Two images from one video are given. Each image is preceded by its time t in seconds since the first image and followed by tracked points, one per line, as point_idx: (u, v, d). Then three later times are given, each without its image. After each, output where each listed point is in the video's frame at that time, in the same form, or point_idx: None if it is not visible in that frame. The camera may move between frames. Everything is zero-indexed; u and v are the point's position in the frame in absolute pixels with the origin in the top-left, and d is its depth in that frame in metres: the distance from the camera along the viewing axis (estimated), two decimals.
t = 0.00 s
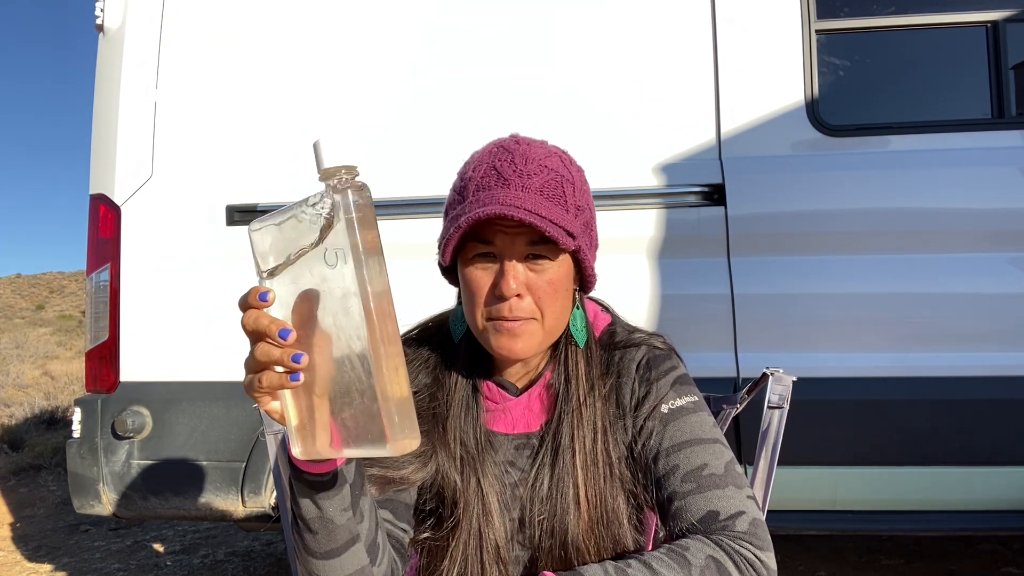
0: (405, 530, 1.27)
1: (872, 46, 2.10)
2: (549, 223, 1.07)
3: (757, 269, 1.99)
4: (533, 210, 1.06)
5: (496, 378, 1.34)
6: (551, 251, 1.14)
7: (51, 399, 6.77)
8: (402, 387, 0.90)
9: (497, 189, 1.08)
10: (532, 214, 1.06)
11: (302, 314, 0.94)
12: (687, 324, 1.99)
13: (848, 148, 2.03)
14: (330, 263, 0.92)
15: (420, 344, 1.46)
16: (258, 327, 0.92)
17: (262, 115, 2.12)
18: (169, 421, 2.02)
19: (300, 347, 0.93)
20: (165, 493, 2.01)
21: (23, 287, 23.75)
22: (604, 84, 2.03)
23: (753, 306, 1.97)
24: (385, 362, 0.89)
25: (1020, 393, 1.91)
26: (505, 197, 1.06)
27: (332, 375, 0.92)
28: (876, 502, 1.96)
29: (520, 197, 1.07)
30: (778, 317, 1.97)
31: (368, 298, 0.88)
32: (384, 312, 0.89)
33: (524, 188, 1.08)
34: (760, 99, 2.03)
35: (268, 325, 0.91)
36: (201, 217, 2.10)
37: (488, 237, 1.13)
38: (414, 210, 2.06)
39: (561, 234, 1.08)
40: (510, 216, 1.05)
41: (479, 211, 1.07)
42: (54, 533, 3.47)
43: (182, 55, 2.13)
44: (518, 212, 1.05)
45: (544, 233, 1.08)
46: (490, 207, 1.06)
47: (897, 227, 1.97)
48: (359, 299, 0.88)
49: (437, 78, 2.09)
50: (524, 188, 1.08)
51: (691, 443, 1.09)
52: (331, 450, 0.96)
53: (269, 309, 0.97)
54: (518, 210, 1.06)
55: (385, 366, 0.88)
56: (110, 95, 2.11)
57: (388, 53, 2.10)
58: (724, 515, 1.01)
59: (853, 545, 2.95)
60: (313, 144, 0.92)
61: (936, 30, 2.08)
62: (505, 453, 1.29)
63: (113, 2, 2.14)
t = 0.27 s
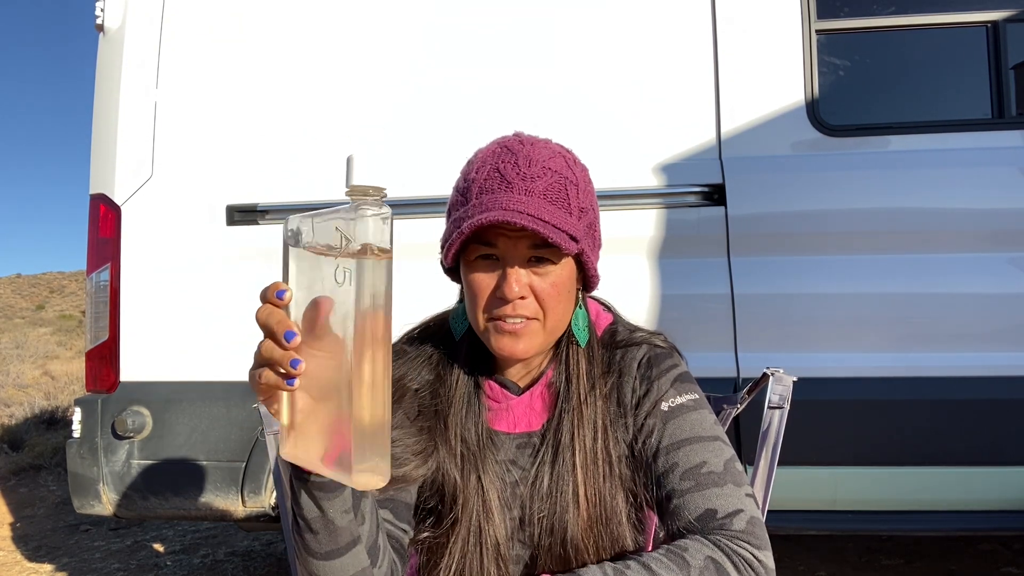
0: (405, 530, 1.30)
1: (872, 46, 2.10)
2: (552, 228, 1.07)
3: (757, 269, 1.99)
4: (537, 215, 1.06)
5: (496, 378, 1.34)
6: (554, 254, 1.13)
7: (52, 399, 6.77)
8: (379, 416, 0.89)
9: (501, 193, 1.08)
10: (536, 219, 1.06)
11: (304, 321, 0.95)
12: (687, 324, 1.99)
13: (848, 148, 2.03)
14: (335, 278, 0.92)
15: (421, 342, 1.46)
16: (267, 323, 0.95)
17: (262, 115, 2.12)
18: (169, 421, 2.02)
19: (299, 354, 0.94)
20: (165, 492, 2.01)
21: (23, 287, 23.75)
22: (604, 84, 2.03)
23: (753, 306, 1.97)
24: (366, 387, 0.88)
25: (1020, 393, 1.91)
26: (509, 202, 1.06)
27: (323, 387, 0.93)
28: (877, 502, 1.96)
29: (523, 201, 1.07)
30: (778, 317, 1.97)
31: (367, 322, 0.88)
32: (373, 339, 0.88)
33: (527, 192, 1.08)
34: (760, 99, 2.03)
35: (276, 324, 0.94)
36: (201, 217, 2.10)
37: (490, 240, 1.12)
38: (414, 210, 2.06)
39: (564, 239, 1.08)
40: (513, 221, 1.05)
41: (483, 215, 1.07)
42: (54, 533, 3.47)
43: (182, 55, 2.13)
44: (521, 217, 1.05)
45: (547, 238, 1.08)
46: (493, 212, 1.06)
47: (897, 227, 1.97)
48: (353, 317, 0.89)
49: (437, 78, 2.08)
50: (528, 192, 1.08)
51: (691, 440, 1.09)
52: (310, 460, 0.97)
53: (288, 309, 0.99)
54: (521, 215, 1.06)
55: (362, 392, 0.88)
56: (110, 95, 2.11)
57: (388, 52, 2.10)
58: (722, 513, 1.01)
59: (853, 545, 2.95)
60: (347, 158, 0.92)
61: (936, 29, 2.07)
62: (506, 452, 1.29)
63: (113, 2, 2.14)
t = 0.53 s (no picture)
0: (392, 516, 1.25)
1: (873, 45, 2.10)
2: (566, 222, 1.07)
3: (757, 268, 1.99)
4: (551, 209, 1.06)
5: (509, 370, 1.35)
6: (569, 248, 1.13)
7: (51, 399, 6.77)
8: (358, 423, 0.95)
9: (516, 187, 1.08)
10: (551, 213, 1.06)
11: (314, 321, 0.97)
12: (687, 324, 1.99)
13: (848, 148, 2.03)
14: (345, 295, 0.96)
15: (432, 333, 1.46)
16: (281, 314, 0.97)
17: (262, 114, 2.12)
18: (169, 421, 2.02)
19: (302, 349, 0.96)
20: (165, 493, 2.01)
21: (22, 287, 23.74)
22: (605, 84, 2.03)
23: (753, 306, 1.98)
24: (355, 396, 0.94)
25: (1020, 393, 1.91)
26: (524, 196, 1.06)
27: (315, 385, 0.96)
28: (877, 501, 1.96)
29: (539, 196, 1.06)
30: (778, 317, 1.97)
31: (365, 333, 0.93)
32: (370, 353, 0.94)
33: (543, 186, 1.08)
34: (760, 99, 2.03)
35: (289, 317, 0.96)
36: (201, 217, 2.10)
37: (506, 234, 1.12)
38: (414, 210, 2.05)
39: (579, 234, 1.08)
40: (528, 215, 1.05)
41: (498, 208, 1.07)
42: (54, 533, 3.47)
43: (182, 55, 2.13)
44: (536, 211, 1.05)
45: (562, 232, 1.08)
46: (508, 206, 1.06)
47: (898, 226, 1.97)
48: (355, 324, 0.93)
49: (437, 78, 2.08)
50: (544, 187, 1.07)
51: (695, 436, 1.09)
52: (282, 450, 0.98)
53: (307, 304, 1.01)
54: (536, 209, 1.06)
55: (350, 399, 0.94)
56: (110, 95, 2.11)
57: (388, 52, 2.10)
58: (721, 509, 1.01)
59: (853, 545, 2.95)
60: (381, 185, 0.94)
61: (936, 29, 2.07)
62: (515, 441, 1.28)
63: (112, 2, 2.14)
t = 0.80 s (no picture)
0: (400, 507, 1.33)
1: (873, 45, 2.10)
2: (557, 219, 1.07)
3: (757, 268, 1.99)
4: (542, 206, 1.06)
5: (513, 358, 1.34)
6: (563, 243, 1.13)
7: (51, 399, 6.77)
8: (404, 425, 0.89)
9: (510, 185, 1.08)
10: (541, 211, 1.06)
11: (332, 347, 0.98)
12: (687, 324, 1.99)
13: (848, 148, 2.03)
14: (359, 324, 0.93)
15: (441, 327, 1.47)
16: (291, 351, 1.01)
17: (262, 114, 2.12)
18: (170, 421, 2.02)
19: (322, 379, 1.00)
20: (166, 492, 2.01)
21: (22, 287, 23.75)
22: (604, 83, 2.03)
23: (753, 305, 1.98)
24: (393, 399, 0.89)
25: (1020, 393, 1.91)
26: (516, 194, 1.07)
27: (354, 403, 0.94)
28: (877, 502, 1.96)
29: (531, 193, 1.07)
30: (778, 317, 1.97)
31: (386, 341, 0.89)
32: (396, 353, 0.89)
33: (536, 184, 1.08)
34: (760, 99, 2.03)
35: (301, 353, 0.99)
36: (201, 216, 2.10)
37: (503, 230, 1.13)
38: (414, 210, 2.05)
39: (570, 230, 1.08)
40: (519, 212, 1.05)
41: (491, 206, 1.08)
42: (54, 533, 3.47)
43: (182, 55, 2.13)
44: (527, 209, 1.06)
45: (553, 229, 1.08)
46: (501, 203, 1.07)
47: (897, 226, 1.97)
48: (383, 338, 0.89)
49: (437, 77, 2.08)
50: (536, 185, 1.08)
51: (695, 431, 1.09)
52: (348, 473, 0.97)
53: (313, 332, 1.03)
54: (527, 206, 1.06)
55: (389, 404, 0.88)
56: (110, 94, 2.11)
57: (388, 52, 2.10)
58: (716, 501, 1.02)
59: (853, 545, 2.95)
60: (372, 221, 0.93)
61: (936, 29, 2.08)
62: (517, 428, 1.27)
63: (113, 2, 2.14)
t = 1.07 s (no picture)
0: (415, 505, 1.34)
1: (873, 45, 2.10)
2: (561, 217, 1.07)
3: (757, 268, 1.99)
4: (545, 206, 1.06)
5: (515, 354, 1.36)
6: (568, 241, 1.12)
7: (51, 399, 6.77)
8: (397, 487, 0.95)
9: (514, 186, 1.08)
10: (545, 210, 1.06)
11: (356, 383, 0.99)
12: (687, 324, 1.99)
13: (848, 148, 2.03)
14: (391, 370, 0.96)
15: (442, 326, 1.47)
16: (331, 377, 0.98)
17: (262, 114, 2.12)
18: (170, 421, 2.02)
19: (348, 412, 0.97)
20: (166, 492, 2.01)
21: (22, 287, 23.75)
22: (604, 83, 2.04)
23: (752, 305, 1.98)
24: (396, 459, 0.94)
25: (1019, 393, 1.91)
26: (520, 194, 1.06)
27: (360, 446, 0.97)
28: (877, 502, 1.96)
29: (534, 193, 1.06)
30: (778, 317, 1.97)
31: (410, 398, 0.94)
32: (412, 419, 0.94)
33: (539, 184, 1.07)
34: (760, 99, 2.03)
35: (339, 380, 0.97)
36: (201, 216, 2.10)
37: (508, 230, 1.12)
38: (413, 210, 2.05)
39: (574, 228, 1.08)
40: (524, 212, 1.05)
41: (496, 206, 1.07)
42: (54, 533, 3.47)
43: (182, 55, 2.14)
44: (531, 208, 1.05)
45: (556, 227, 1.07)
46: (505, 203, 1.06)
47: (897, 226, 1.97)
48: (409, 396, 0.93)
49: (436, 77, 2.08)
50: (539, 185, 1.07)
51: (668, 419, 1.06)
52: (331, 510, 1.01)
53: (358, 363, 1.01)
54: (532, 206, 1.05)
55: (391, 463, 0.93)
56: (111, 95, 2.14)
57: (387, 52, 2.10)
58: (673, 483, 0.98)
59: (853, 545, 2.95)
60: (425, 278, 0.97)
61: (936, 29, 2.08)
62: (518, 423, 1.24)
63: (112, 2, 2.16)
